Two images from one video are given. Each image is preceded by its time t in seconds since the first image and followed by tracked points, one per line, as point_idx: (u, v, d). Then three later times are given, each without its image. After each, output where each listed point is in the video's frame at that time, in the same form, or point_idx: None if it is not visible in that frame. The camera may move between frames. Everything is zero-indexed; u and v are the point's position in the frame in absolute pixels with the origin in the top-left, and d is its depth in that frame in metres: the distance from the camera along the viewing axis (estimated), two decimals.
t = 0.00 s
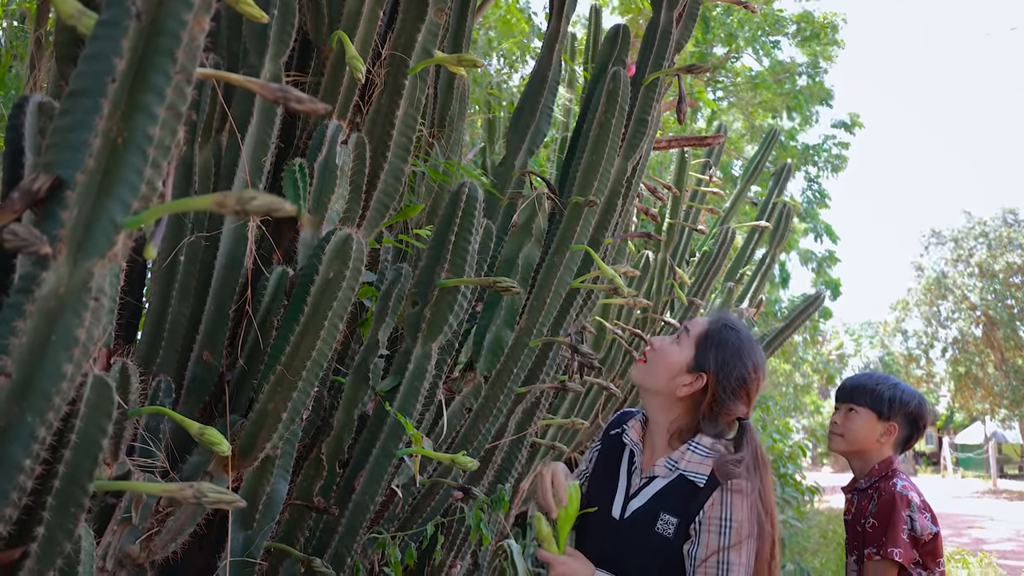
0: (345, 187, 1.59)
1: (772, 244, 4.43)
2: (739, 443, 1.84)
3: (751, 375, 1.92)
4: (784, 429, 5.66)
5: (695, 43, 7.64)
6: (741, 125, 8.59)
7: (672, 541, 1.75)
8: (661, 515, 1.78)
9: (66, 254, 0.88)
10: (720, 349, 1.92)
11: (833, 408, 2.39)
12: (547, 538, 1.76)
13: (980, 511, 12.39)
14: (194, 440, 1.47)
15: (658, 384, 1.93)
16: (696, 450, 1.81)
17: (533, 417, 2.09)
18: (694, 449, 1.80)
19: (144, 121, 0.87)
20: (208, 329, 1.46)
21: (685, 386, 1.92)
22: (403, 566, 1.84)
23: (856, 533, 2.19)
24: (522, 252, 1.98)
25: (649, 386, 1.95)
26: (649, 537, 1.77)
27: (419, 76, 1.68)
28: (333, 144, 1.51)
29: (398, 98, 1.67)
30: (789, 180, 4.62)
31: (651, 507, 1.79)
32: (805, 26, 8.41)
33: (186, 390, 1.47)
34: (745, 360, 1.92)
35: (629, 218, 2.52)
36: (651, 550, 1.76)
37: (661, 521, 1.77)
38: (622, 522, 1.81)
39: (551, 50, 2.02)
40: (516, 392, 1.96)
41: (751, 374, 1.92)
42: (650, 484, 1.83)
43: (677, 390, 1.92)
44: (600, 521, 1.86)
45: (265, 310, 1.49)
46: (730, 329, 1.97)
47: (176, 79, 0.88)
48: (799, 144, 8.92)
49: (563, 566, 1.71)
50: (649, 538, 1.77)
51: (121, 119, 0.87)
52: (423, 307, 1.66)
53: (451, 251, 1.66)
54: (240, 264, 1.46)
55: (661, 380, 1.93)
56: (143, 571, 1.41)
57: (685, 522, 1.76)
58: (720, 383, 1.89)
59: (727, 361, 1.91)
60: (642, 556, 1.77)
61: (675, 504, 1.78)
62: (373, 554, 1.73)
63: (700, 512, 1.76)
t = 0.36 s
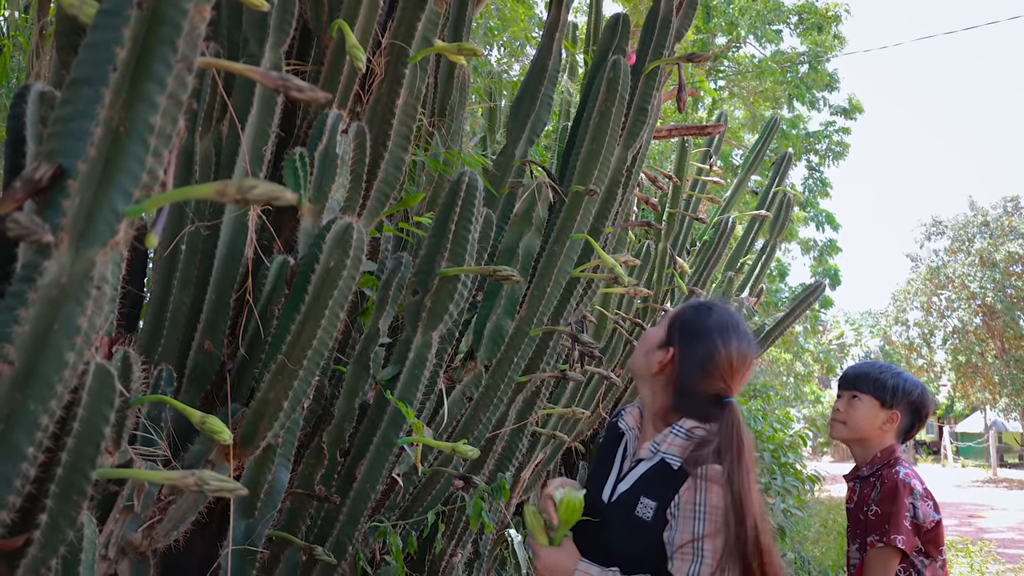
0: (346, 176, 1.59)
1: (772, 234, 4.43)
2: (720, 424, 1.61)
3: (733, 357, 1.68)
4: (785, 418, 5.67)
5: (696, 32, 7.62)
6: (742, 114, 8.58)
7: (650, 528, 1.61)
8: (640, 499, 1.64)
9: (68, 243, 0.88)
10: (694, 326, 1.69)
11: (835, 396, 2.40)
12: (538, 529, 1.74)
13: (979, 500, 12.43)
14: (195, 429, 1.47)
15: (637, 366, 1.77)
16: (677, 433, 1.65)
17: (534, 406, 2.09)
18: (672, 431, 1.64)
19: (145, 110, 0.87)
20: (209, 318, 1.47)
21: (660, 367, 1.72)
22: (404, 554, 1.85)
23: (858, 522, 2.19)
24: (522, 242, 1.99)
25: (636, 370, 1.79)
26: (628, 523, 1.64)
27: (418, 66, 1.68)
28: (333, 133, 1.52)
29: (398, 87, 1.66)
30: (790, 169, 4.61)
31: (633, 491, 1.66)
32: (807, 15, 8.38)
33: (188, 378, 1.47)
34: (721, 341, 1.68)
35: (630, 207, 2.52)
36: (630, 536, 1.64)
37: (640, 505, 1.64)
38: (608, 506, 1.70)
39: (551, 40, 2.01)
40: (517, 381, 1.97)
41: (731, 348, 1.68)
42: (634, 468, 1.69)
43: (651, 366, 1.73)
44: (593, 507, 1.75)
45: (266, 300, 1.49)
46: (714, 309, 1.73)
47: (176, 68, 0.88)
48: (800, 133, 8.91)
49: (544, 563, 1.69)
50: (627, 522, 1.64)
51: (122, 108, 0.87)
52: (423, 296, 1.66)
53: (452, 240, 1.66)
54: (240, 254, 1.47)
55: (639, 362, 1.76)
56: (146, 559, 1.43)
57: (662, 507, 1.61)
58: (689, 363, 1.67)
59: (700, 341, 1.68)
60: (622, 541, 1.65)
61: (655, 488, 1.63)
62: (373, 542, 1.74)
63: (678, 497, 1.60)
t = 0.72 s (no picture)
0: (347, 173, 1.59)
1: (773, 231, 4.43)
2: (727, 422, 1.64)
3: (736, 340, 1.74)
4: (786, 416, 5.67)
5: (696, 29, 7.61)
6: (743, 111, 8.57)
7: (648, 525, 1.60)
8: (640, 496, 1.63)
9: (70, 241, 0.88)
10: (699, 329, 1.69)
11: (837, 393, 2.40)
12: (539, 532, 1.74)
13: (980, 497, 12.43)
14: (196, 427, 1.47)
15: (652, 394, 1.70)
16: (681, 433, 1.64)
17: (535, 404, 2.09)
18: (677, 430, 1.64)
19: (147, 108, 0.87)
20: (210, 315, 1.47)
21: (680, 383, 1.69)
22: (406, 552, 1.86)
23: (862, 520, 2.19)
24: (524, 240, 1.98)
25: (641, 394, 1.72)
26: (626, 519, 1.63)
27: (419, 63, 1.68)
28: (334, 131, 1.52)
29: (399, 85, 1.67)
30: (791, 166, 4.61)
31: (633, 488, 1.65)
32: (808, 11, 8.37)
33: (190, 376, 1.48)
34: (722, 330, 1.72)
35: (631, 205, 2.52)
36: (626, 533, 1.62)
37: (639, 502, 1.63)
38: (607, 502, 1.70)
39: (552, 37, 2.01)
40: (518, 378, 1.97)
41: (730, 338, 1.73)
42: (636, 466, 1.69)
43: (670, 386, 1.69)
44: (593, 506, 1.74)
45: (267, 297, 1.49)
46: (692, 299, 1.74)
47: (177, 66, 0.88)
48: (802, 130, 8.90)
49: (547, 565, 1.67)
50: (625, 519, 1.63)
51: (124, 106, 0.87)
52: (424, 294, 1.66)
53: (453, 237, 1.66)
54: (241, 252, 1.47)
55: (653, 389, 1.69)
56: (148, 556, 1.43)
57: (662, 506, 1.60)
58: (712, 367, 1.68)
59: (709, 341, 1.69)
60: (619, 539, 1.63)
61: (655, 486, 1.62)
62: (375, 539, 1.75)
63: (677, 497, 1.59)
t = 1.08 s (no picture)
0: (349, 171, 1.59)
1: (774, 229, 4.42)
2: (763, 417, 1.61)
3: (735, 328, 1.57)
4: (788, 414, 5.68)
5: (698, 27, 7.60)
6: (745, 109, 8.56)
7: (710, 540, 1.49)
8: (696, 510, 1.51)
9: (72, 239, 0.88)
10: (725, 346, 1.48)
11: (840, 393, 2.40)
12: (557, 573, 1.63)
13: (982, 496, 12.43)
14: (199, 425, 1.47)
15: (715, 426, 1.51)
16: (727, 443, 1.55)
17: (537, 402, 2.10)
18: (726, 440, 1.54)
19: (150, 105, 0.87)
20: (212, 314, 1.47)
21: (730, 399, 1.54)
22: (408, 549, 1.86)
23: (867, 519, 2.19)
24: (525, 237, 2.00)
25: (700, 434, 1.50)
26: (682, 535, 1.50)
27: (421, 61, 1.68)
28: (337, 130, 1.53)
29: (401, 83, 1.67)
30: (793, 163, 4.60)
31: (683, 502, 1.52)
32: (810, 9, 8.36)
33: (192, 374, 1.47)
34: (737, 331, 1.53)
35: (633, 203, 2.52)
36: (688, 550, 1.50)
37: (697, 517, 1.51)
38: (648, 519, 1.54)
39: (553, 35, 2.00)
40: (520, 376, 1.97)
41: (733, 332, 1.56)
42: (679, 478, 1.54)
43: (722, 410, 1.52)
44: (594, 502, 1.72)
45: (269, 295, 1.49)
46: (694, 317, 1.51)
47: (179, 64, 0.88)
48: (803, 128, 8.90)
49: None
50: (685, 540, 1.50)
51: (126, 104, 0.87)
52: (427, 292, 1.66)
53: (455, 236, 1.66)
54: (243, 250, 1.47)
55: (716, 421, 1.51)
56: (151, 554, 1.44)
57: (723, 519, 1.50)
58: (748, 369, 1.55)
59: (740, 350, 1.51)
60: (680, 561, 1.51)
61: (716, 500, 1.51)
62: (376, 537, 1.75)
63: (746, 512, 1.51)
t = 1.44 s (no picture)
0: (352, 156, 1.59)
1: (778, 217, 4.41)
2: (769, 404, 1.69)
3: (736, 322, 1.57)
4: (791, 402, 5.69)
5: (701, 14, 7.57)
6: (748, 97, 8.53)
7: (740, 528, 1.57)
8: (726, 500, 1.58)
9: (78, 221, 0.88)
10: (732, 345, 1.48)
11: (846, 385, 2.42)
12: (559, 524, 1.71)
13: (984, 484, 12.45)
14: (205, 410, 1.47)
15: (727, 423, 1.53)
16: (746, 432, 1.62)
17: (540, 388, 2.10)
18: (747, 430, 1.62)
19: (154, 88, 0.87)
20: (217, 300, 1.47)
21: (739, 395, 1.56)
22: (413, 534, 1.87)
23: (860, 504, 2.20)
24: (529, 223, 2.00)
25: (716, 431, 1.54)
26: (714, 526, 1.56)
27: (424, 46, 1.68)
28: (340, 114, 1.52)
29: (404, 68, 1.66)
30: (796, 151, 4.59)
31: (712, 493, 1.59)
32: None
33: (197, 359, 1.48)
34: (740, 326, 1.54)
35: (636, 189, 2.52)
36: (718, 539, 1.56)
37: (727, 507, 1.58)
38: (678, 512, 1.58)
39: (557, 20, 1.99)
40: (523, 362, 1.97)
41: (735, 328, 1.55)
42: (702, 471, 1.61)
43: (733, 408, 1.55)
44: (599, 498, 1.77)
45: (273, 280, 1.50)
46: (698, 317, 1.51)
47: (184, 46, 0.88)
48: (806, 116, 8.87)
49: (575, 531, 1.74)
50: (717, 530, 1.56)
51: (130, 86, 0.87)
52: (430, 277, 1.66)
53: (458, 221, 1.66)
54: (248, 235, 1.47)
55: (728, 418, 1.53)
56: (157, 538, 1.45)
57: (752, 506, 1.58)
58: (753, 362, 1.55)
59: (745, 345, 1.52)
60: (711, 552, 1.56)
61: (741, 489, 1.59)
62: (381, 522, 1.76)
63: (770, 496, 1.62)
